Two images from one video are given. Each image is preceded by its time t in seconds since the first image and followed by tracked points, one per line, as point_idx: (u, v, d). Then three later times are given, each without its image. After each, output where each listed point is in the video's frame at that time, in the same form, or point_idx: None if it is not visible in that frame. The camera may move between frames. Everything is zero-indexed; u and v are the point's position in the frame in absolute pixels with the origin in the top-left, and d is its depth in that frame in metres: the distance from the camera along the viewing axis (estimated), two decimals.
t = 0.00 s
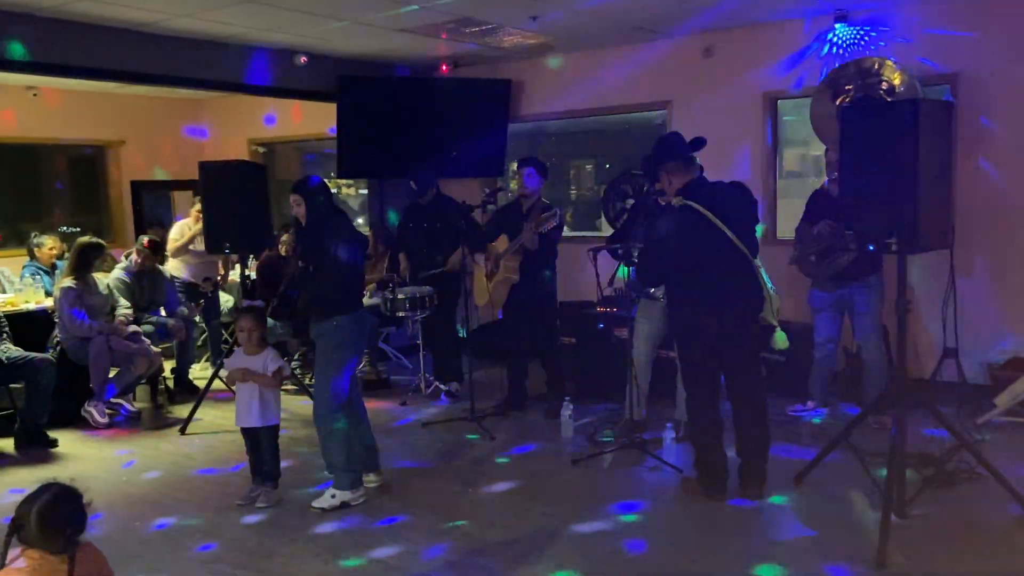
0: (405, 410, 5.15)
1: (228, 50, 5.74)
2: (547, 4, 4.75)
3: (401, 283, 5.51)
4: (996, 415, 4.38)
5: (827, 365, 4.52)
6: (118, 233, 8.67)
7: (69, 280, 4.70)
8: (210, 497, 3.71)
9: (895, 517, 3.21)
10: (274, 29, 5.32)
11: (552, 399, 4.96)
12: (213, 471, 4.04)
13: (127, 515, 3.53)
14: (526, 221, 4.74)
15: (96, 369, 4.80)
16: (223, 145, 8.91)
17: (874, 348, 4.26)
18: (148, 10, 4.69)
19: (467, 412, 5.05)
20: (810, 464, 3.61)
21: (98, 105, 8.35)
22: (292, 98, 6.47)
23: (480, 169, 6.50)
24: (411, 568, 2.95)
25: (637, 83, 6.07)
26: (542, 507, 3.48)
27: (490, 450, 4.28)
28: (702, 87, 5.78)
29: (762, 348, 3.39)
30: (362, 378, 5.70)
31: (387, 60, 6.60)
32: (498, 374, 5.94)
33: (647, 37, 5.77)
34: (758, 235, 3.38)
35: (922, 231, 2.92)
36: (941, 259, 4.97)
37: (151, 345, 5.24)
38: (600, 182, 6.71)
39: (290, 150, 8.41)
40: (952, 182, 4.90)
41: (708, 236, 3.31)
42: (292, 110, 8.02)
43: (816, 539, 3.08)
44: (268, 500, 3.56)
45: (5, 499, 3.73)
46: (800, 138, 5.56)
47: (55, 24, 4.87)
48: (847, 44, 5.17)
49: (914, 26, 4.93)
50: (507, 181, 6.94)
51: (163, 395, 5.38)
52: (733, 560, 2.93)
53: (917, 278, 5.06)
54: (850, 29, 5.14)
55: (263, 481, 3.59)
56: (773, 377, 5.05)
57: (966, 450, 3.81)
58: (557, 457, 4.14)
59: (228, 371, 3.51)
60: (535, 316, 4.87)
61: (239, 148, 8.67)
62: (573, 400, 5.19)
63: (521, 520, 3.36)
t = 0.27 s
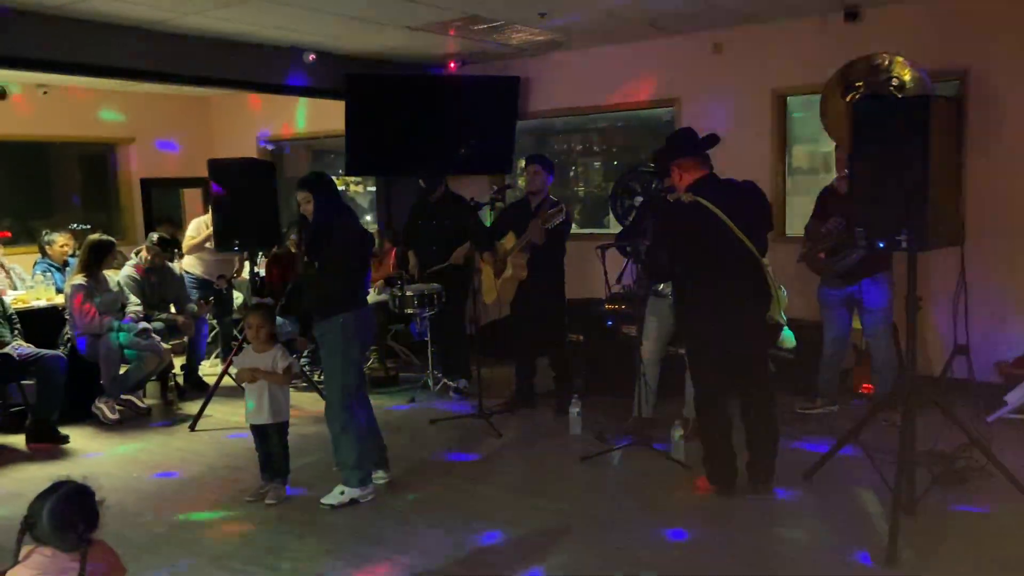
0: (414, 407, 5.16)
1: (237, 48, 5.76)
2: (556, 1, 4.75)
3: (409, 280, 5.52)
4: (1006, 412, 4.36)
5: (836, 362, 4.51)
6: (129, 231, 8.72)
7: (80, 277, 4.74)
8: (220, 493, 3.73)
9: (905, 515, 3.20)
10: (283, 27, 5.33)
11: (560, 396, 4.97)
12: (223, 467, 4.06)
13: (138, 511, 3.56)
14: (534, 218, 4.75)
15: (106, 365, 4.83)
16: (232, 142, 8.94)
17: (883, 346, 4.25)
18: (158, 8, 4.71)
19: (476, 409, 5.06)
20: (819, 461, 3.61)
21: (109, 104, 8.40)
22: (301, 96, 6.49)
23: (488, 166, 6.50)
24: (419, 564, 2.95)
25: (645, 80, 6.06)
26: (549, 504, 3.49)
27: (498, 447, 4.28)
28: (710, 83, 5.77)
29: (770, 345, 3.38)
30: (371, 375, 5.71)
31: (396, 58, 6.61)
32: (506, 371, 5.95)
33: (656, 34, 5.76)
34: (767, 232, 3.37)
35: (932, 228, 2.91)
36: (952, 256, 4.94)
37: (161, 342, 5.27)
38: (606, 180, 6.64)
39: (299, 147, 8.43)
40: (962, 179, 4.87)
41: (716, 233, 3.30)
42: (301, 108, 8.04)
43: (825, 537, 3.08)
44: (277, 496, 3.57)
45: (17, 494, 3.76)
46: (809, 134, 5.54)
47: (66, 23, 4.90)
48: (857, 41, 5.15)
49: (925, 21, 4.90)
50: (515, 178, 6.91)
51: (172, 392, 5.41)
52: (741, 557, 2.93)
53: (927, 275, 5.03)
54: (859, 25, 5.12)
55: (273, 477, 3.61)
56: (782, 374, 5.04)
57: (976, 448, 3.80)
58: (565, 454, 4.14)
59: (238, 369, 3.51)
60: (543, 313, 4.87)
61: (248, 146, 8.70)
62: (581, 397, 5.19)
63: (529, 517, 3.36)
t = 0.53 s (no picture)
0: (416, 402, 5.16)
1: (239, 43, 5.75)
2: None
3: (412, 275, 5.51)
4: (1011, 407, 4.34)
5: (840, 358, 4.50)
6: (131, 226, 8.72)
7: (81, 272, 4.73)
8: (224, 488, 3.73)
9: (909, 510, 3.19)
10: (284, 21, 5.31)
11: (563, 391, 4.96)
12: (227, 462, 4.07)
13: (141, 506, 3.56)
14: (537, 212, 4.74)
15: (107, 362, 4.81)
16: (234, 137, 8.93)
17: (887, 341, 4.23)
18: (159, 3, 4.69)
19: (479, 404, 5.06)
20: (823, 456, 3.60)
21: (110, 99, 8.39)
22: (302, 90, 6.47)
23: (490, 161, 6.48)
24: (422, 559, 2.95)
25: (648, 74, 6.04)
26: (553, 499, 3.48)
27: (501, 442, 4.28)
28: (713, 77, 5.75)
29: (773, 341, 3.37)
30: (373, 370, 5.71)
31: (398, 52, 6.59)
32: (509, 366, 5.95)
33: (659, 27, 5.74)
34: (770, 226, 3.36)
35: (937, 223, 2.89)
36: (955, 251, 4.92)
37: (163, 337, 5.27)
38: (609, 174, 6.64)
39: (300, 142, 8.42)
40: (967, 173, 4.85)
41: (719, 228, 3.29)
42: (302, 102, 8.03)
43: (829, 532, 3.07)
44: (280, 491, 3.57)
45: (20, 490, 3.77)
46: (813, 129, 5.51)
47: (67, 17, 4.88)
48: (861, 35, 5.13)
49: (929, 15, 4.88)
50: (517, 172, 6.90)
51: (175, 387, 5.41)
52: (744, 552, 2.93)
53: (932, 270, 5.02)
54: (863, 19, 5.09)
55: (275, 472, 3.61)
56: (786, 369, 5.03)
57: (980, 443, 3.79)
58: (569, 450, 4.14)
59: (241, 364, 3.51)
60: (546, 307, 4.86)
61: (250, 140, 8.69)
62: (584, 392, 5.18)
63: (533, 512, 3.36)
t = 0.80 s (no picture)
0: (415, 400, 5.16)
1: (236, 40, 5.74)
2: None
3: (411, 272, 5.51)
4: (1009, 404, 4.34)
5: (838, 354, 4.51)
6: (129, 223, 8.71)
7: (80, 270, 4.73)
8: (223, 486, 3.73)
9: (907, 507, 3.20)
10: (282, 18, 5.30)
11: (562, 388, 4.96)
12: (225, 460, 4.07)
13: (141, 504, 3.56)
14: (536, 209, 4.74)
15: (106, 360, 4.81)
16: (232, 134, 8.92)
17: (885, 338, 4.24)
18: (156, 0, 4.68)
19: (478, 402, 5.06)
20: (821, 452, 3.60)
21: (107, 96, 8.37)
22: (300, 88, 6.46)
23: (489, 158, 6.48)
24: (421, 557, 2.95)
25: (646, 71, 6.03)
26: (552, 496, 3.49)
27: (500, 439, 4.28)
28: (712, 74, 5.74)
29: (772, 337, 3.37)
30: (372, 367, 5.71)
31: (396, 49, 6.58)
32: (508, 363, 5.95)
33: (657, 24, 5.73)
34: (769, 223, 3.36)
35: (935, 219, 2.89)
36: (953, 248, 4.93)
37: (162, 335, 5.26)
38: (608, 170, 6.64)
39: (298, 140, 8.41)
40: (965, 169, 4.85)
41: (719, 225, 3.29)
42: (300, 99, 8.02)
43: (827, 527, 3.08)
44: (279, 488, 3.57)
45: (19, 488, 3.77)
46: (812, 126, 5.45)
47: (64, 15, 4.87)
48: (859, 32, 5.12)
49: (929, 11, 4.87)
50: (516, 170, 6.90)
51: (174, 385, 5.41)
52: (743, 548, 2.93)
53: (930, 267, 5.02)
54: (863, 16, 5.08)
55: (274, 470, 3.61)
56: (784, 366, 5.04)
57: (978, 439, 3.80)
58: (568, 447, 4.14)
59: (241, 362, 3.50)
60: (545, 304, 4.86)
61: (248, 138, 8.68)
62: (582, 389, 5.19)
63: (533, 509, 3.36)
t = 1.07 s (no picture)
0: (409, 396, 5.15)
1: (227, 36, 5.71)
2: None
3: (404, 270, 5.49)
4: (999, 398, 4.36)
5: (830, 350, 4.52)
6: (120, 220, 8.67)
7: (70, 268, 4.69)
8: (216, 483, 3.72)
9: (898, 501, 3.21)
10: (273, 14, 5.28)
11: (555, 384, 4.96)
12: (218, 458, 4.06)
13: (132, 502, 3.54)
14: (528, 206, 4.73)
15: (98, 357, 4.80)
16: (223, 131, 8.88)
17: (877, 333, 4.25)
18: None
19: (471, 398, 5.06)
20: (813, 447, 3.61)
21: (98, 93, 8.33)
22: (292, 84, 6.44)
23: (481, 154, 6.47)
24: (415, 554, 2.95)
25: (639, 67, 6.03)
26: (545, 492, 3.49)
27: (493, 436, 4.28)
28: (704, 70, 5.74)
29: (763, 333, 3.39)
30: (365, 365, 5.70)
31: (387, 45, 6.56)
32: (501, 359, 5.95)
33: (650, 20, 5.72)
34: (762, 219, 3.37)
35: (927, 215, 2.90)
36: (945, 243, 4.94)
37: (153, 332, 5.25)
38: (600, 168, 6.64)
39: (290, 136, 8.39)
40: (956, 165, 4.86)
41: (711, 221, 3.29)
42: (292, 96, 8.00)
43: (820, 522, 3.09)
44: (271, 486, 3.56)
45: (10, 487, 3.75)
46: (801, 121, 5.57)
47: (53, 11, 4.83)
48: (851, 28, 5.13)
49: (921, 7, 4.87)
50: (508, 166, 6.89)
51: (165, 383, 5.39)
52: (736, 543, 2.94)
53: (921, 262, 5.03)
54: (855, 12, 5.09)
55: (267, 467, 3.60)
56: (776, 361, 5.05)
57: (969, 434, 3.82)
58: (561, 443, 4.14)
59: (232, 360, 3.48)
60: (538, 301, 4.86)
61: (240, 134, 8.65)
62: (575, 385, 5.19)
63: (526, 505, 3.36)
